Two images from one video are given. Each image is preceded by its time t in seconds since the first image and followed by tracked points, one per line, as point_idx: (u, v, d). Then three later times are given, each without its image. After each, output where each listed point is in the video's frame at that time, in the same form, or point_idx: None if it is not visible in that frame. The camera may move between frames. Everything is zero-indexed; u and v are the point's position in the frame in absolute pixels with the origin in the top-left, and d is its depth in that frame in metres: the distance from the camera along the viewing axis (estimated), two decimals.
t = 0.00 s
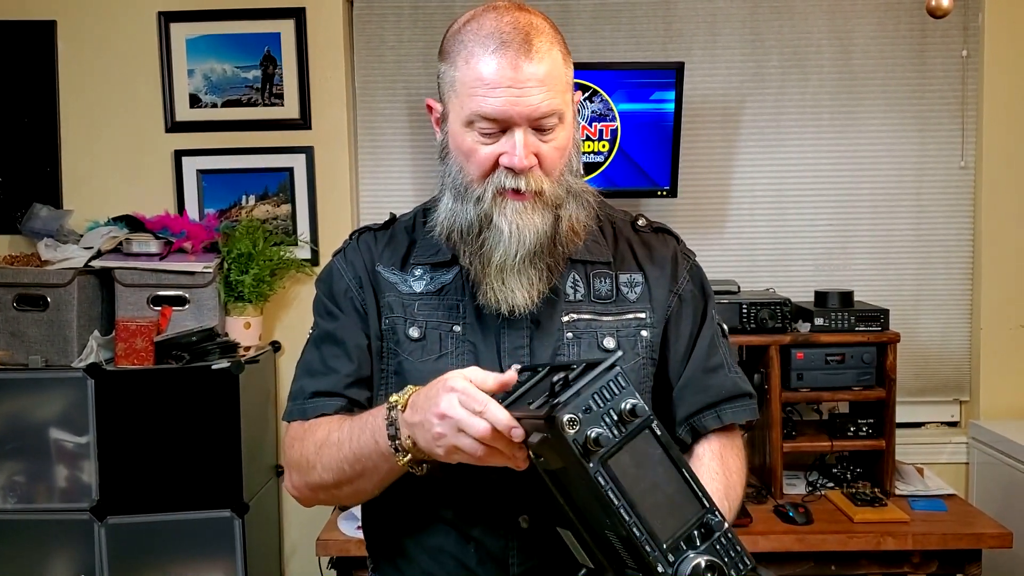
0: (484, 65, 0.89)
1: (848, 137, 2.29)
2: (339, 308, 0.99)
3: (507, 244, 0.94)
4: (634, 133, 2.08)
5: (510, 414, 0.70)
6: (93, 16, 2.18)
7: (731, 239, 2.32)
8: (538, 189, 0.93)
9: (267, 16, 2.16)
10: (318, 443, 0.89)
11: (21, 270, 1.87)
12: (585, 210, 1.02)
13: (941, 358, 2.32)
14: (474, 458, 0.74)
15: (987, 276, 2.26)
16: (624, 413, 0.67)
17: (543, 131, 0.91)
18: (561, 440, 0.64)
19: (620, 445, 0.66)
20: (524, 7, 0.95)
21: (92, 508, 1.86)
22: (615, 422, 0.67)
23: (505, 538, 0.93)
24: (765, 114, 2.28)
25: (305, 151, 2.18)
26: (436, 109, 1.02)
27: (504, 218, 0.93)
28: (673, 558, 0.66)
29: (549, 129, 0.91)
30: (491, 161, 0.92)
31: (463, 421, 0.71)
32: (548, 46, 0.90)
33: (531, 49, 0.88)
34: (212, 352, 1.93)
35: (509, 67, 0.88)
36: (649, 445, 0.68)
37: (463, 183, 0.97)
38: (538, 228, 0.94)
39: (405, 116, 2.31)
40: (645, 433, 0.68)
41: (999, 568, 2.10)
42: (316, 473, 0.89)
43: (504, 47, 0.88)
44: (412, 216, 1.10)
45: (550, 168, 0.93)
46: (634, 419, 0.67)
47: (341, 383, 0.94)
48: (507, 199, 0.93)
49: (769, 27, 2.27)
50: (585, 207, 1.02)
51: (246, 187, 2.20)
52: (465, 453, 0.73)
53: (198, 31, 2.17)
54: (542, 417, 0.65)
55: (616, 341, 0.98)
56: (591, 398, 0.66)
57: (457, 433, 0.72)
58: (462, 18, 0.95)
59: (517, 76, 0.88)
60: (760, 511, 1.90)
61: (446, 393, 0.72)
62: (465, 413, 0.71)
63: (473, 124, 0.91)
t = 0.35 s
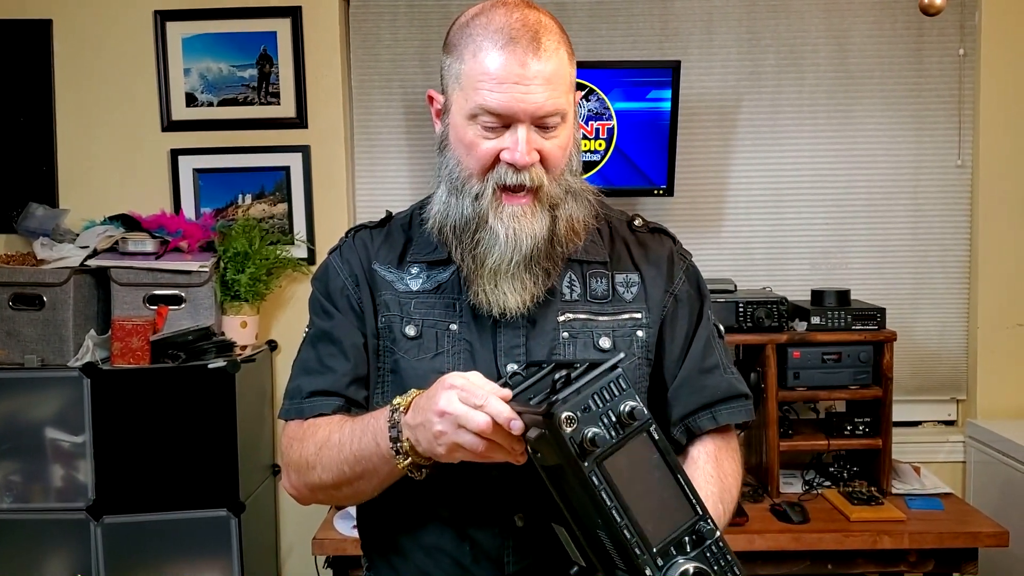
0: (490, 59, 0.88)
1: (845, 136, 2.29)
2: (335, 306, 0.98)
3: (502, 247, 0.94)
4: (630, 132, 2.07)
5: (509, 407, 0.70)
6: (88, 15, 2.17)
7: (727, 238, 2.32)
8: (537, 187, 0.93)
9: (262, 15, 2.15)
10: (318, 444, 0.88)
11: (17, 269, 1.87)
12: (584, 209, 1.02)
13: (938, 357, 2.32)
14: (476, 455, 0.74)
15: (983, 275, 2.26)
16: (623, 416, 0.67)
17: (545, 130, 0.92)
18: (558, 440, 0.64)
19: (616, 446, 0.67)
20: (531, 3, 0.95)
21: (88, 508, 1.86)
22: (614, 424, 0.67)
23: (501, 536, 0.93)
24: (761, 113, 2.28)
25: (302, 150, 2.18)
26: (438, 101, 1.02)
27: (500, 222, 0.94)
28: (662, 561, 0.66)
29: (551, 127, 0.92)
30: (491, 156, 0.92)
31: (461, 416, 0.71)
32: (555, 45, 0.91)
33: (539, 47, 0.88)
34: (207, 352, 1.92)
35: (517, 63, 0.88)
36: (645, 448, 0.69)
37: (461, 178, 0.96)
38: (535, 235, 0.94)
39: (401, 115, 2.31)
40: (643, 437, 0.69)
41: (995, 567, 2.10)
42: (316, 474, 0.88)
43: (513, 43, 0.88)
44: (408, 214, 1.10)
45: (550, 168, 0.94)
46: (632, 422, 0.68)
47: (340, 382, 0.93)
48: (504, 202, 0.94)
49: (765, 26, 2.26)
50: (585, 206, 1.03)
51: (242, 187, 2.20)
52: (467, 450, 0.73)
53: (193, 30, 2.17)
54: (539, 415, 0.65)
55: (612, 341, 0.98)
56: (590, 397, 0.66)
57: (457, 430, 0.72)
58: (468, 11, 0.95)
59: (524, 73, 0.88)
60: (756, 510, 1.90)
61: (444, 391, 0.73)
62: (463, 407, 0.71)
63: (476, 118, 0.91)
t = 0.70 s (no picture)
0: (495, 49, 0.89)
1: (844, 137, 2.29)
2: (339, 302, 0.97)
3: (501, 234, 0.94)
4: (629, 133, 2.07)
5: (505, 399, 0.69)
6: (87, 15, 2.17)
7: (726, 239, 2.31)
8: (538, 178, 0.93)
9: (261, 16, 2.15)
10: (316, 447, 0.87)
11: (15, 270, 1.87)
12: (586, 211, 1.02)
13: (937, 358, 2.31)
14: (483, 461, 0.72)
15: (982, 275, 2.26)
16: (623, 409, 0.67)
17: (548, 123, 0.92)
18: (554, 433, 0.64)
19: (615, 440, 0.66)
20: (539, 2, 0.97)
21: (86, 509, 1.86)
22: (612, 417, 0.67)
23: (497, 538, 0.92)
24: (760, 113, 2.28)
25: (300, 150, 2.18)
26: (445, 96, 1.03)
27: (500, 208, 0.94)
28: (660, 553, 0.66)
29: (553, 120, 0.92)
30: (493, 147, 0.92)
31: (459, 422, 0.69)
32: (560, 38, 0.91)
33: (543, 37, 0.89)
34: (206, 353, 1.92)
35: (521, 52, 0.88)
36: (644, 440, 0.69)
37: (464, 168, 0.97)
38: (534, 221, 0.94)
39: (400, 115, 2.30)
40: (642, 429, 0.68)
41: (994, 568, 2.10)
42: (312, 479, 0.86)
43: (517, 33, 0.89)
44: (414, 212, 1.09)
45: (552, 160, 0.93)
46: (633, 416, 0.67)
47: (340, 380, 0.93)
48: (506, 189, 0.94)
49: (764, 26, 2.26)
50: (586, 207, 1.02)
51: (241, 187, 2.20)
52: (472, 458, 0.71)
53: (192, 30, 2.17)
54: (534, 407, 0.65)
55: (612, 344, 0.97)
56: (588, 392, 0.66)
57: (457, 440, 0.70)
58: (476, 8, 0.96)
59: (527, 62, 0.88)
60: (755, 512, 1.90)
61: (435, 406, 0.71)
62: (457, 415, 0.69)
63: (479, 108, 0.91)
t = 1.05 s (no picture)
0: (498, 46, 0.89)
1: (843, 138, 2.29)
2: (350, 292, 0.94)
3: (507, 234, 0.94)
4: (629, 134, 2.07)
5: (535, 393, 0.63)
6: (88, 17, 2.18)
7: (726, 239, 2.32)
8: (540, 176, 0.94)
9: (262, 17, 2.16)
10: (328, 444, 0.78)
11: (16, 271, 1.87)
12: (587, 209, 1.02)
13: (937, 358, 2.32)
14: (515, 468, 0.64)
15: (982, 276, 2.26)
16: (680, 412, 0.61)
17: (551, 119, 0.92)
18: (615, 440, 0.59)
19: (671, 442, 0.62)
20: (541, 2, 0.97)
21: (86, 510, 1.86)
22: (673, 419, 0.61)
23: (499, 531, 0.91)
24: (760, 114, 2.28)
25: (301, 151, 2.18)
26: (449, 98, 1.04)
27: (504, 209, 0.94)
28: (711, 533, 0.64)
29: (557, 117, 0.92)
30: (497, 145, 0.92)
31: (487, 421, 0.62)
32: (563, 35, 0.92)
33: (546, 33, 0.89)
34: (206, 354, 1.92)
35: (523, 48, 0.88)
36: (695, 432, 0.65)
37: (468, 167, 0.96)
38: (539, 220, 0.94)
39: (400, 117, 2.31)
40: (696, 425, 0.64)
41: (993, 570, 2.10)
42: (317, 481, 0.78)
43: (521, 30, 0.89)
44: (419, 210, 1.08)
45: (554, 157, 0.94)
46: (690, 416, 0.62)
47: (355, 370, 0.89)
48: (509, 187, 0.94)
49: (764, 27, 2.27)
50: (588, 205, 1.03)
51: (242, 188, 2.20)
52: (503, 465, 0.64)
53: (193, 32, 2.17)
54: (593, 421, 0.59)
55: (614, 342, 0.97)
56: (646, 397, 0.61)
57: (485, 444, 0.62)
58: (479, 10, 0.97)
59: (530, 58, 0.88)
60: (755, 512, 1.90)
61: (457, 410, 0.63)
62: (485, 415, 0.62)
63: (484, 105, 0.91)
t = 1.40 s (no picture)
0: (450, 72, 0.89)
1: (842, 137, 2.29)
2: (374, 275, 0.92)
3: (508, 239, 0.94)
4: (629, 133, 2.08)
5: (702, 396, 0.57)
6: (88, 16, 2.18)
7: (725, 238, 2.32)
8: (525, 181, 0.94)
9: (262, 17, 2.16)
10: (398, 413, 0.70)
11: (16, 271, 1.87)
12: (576, 195, 1.03)
13: (936, 357, 2.32)
14: (662, 474, 0.56)
15: (981, 275, 2.26)
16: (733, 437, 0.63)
17: (519, 124, 0.92)
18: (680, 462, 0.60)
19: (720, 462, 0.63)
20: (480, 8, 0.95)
21: (87, 509, 1.86)
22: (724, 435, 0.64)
23: (516, 527, 0.91)
24: (759, 114, 2.29)
25: (301, 151, 2.18)
26: (420, 124, 1.03)
27: (501, 215, 0.93)
28: (737, 538, 0.66)
29: (524, 121, 0.91)
30: (474, 162, 0.93)
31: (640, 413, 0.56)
32: (507, 42, 0.90)
33: (490, 48, 0.88)
34: (207, 353, 1.92)
35: (472, 69, 0.87)
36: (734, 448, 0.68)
37: (455, 189, 0.96)
38: (535, 219, 0.95)
39: (400, 116, 2.31)
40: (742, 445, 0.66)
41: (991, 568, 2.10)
42: (382, 452, 0.69)
43: (465, 51, 0.88)
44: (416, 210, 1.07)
45: (534, 157, 0.94)
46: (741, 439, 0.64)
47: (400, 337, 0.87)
48: (498, 197, 0.94)
49: (763, 27, 2.27)
50: (575, 193, 1.04)
51: (242, 187, 2.20)
52: (648, 467, 0.56)
53: (193, 31, 2.17)
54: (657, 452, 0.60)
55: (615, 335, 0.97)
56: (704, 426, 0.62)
57: (639, 443, 0.55)
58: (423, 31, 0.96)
59: (481, 77, 0.87)
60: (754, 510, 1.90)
61: (595, 398, 0.56)
62: (648, 418, 0.56)
63: (451, 131, 0.91)
